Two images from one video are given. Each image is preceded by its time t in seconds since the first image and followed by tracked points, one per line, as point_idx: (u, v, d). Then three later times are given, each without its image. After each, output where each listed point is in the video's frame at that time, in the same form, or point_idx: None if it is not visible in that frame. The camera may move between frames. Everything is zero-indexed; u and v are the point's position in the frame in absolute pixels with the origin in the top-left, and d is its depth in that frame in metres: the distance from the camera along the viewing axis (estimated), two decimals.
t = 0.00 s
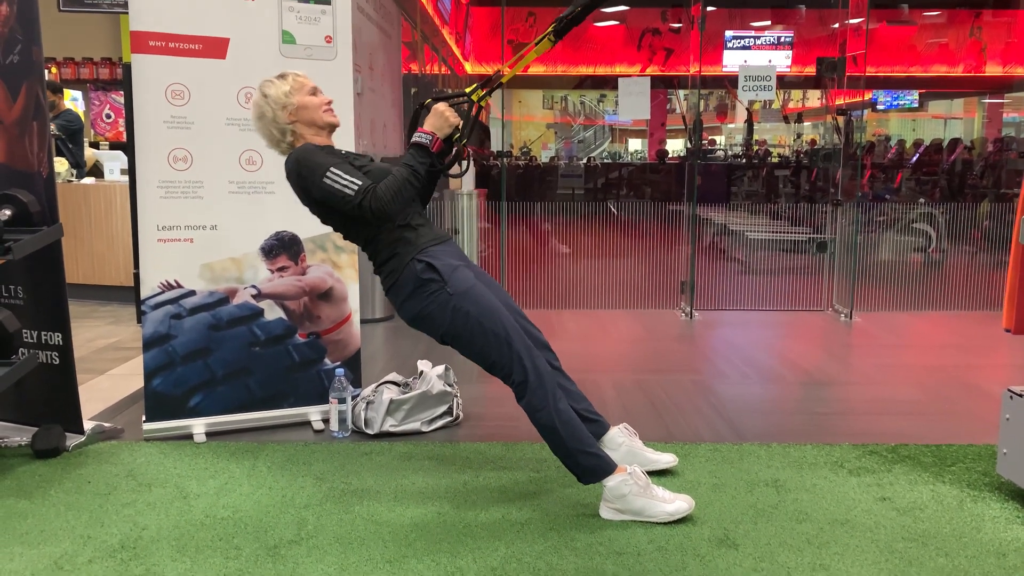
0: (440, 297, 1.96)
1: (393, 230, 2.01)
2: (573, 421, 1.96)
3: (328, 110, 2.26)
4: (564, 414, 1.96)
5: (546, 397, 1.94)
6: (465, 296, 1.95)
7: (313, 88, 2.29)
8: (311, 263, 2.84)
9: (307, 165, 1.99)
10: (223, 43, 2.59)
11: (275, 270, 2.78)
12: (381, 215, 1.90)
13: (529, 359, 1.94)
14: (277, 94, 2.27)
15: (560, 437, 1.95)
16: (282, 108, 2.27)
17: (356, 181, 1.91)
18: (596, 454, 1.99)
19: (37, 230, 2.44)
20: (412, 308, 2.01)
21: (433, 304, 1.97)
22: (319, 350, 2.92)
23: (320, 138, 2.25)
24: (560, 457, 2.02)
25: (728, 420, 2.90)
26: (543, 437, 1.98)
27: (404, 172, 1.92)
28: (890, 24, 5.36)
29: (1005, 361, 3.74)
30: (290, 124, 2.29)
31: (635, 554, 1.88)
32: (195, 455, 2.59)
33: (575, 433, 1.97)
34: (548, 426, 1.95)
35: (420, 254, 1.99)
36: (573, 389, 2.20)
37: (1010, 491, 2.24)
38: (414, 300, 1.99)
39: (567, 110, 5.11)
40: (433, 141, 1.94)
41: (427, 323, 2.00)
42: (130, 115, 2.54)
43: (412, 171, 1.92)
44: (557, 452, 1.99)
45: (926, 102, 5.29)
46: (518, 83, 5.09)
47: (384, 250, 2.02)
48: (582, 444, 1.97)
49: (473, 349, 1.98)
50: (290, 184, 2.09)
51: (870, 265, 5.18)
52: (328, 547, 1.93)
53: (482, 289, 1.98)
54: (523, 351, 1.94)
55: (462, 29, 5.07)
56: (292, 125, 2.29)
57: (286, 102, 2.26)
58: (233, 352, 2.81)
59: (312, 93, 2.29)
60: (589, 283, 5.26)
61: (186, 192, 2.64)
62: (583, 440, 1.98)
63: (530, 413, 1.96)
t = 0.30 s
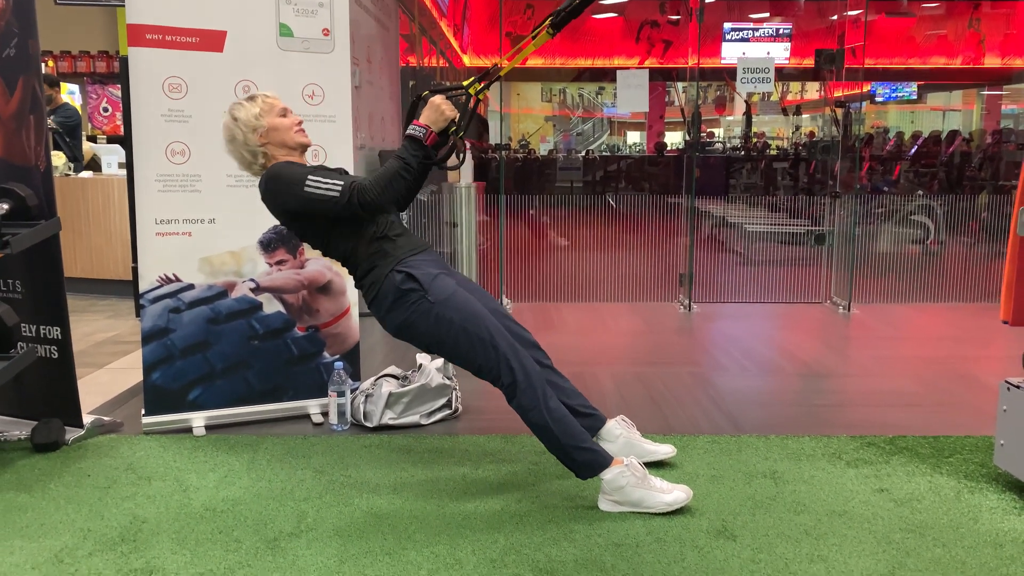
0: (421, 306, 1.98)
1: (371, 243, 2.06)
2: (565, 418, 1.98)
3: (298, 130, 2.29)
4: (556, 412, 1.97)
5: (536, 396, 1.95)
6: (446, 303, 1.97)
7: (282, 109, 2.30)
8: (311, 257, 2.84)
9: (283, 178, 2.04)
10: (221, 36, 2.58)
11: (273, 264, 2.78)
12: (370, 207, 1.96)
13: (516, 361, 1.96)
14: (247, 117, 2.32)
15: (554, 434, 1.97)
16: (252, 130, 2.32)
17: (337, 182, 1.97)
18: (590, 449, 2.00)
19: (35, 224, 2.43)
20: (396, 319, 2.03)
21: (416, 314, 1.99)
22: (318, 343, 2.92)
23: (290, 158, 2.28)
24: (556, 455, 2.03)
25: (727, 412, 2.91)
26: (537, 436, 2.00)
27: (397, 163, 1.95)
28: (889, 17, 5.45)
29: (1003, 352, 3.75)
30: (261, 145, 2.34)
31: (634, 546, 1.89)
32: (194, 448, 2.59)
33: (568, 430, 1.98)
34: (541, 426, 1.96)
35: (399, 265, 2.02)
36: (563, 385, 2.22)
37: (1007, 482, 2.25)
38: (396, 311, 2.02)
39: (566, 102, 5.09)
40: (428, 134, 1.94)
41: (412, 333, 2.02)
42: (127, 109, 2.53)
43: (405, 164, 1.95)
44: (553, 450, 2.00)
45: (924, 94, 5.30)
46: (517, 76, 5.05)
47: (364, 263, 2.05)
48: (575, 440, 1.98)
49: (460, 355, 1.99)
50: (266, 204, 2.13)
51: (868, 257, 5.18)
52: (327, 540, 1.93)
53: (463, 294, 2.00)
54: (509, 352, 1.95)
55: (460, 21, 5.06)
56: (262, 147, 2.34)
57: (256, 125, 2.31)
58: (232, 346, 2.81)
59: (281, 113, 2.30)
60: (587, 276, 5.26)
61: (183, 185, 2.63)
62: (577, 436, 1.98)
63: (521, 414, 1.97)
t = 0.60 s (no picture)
0: (407, 315, 1.98)
1: (353, 252, 2.08)
2: (559, 416, 1.98)
3: (277, 146, 2.29)
4: (549, 410, 1.97)
5: (528, 397, 1.95)
6: (432, 310, 1.97)
7: (260, 125, 2.29)
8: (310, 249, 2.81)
9: (260, 191, 2.02)
10: (219, 28, 2.57)
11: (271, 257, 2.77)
12: (356, 195, 1.97)
13: (506, 362, 1.96)
14: (224, 136, 2.29)
15: (550, 433, 1.97)
16: (230, 149, 2.29)
17: (318, 179, 1.96)
18: (586, 445, 2.00)
19: (33, 217, 2.43)
20: (383, 329, 2.03)
21: (402, 323, 1.99)
22: (317, 336, 2.92)
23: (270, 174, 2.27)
24: (553, 452, 2.03)
25: (726, 405, 2.92)
26: (533, 436, 2.00)
27: (385, 151, 1.94)
28: (888, 9, 5.29)
29: (1002, 346, 3.76)
30: (240, 164, 2.32)
31: (633, 538, 1.90)
32: (193, 441, 2.59)
33: (564, 427, 1.98)
34: (536, 425, 1.96)
35: (382, 275, 2.03)
36: (558, 382, 2.22)
37: (1006, 474, 2.26)
38: (383, 321, 2.02)
39: (565, 95, 5.09)
40: (422, 127, 1.93)
41: (400, 342, 2.03)
42: (125, 101, 2.53)
43: (394, 153, 1.93)
44: (550, 448, 2.01)
45: (924, 87, 5.29)
46: (516, 69, 5.04)
47: (349, 274, 2.07)
48: (570, 437, 1.98)
49: (449, 361, 1.99)
50: (248, 221, 2.12)
51: (867, 251, 5.20)
52: (327, 532, 1.94)
53: (448, 300, 2.00)
54: (498, 355, 1.95)
55: (459, 14, 5.13)
56: (241, 165, 2.32)
57: (233, 144, 2.28)
58: (231, 339, 2.81)
59: (258, 130, 2.29)
60: (586, 269, 5.26)
61: (182, 178, 2.62)
62: (572, 433, 1.99)
63: (514, 415, 1.98)
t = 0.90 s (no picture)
0: (402, 317, 1.98)
1: (347, 256, 2.09)
2: (557, 413, 1.98)
3: (268, 153, 2.32)
4: (547, 407, 1.97)
5: (525, 395, 1.96)
6: (426, 311, 1.97)
7: (250, 133, 2.32)
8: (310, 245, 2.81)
9: (252, 195, 2.02)
10: (218, 23, 2.57)
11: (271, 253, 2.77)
12: (347, 179, 1.98)
13: (502, 360, 1.96)
14: (214, 145, 2.31)
15: (549, 430, 1.97)
16: (221, 158, 2.32)
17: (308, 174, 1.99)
18: (585, 441, 2.00)
19: (33, 212, 2.43)
20: (379, 332, 2.03)
21: (397, 325, 1.99)
22: (318, 332, 2.92)
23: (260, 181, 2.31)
24: (552, 450, 2.04)
25: (726, 400, 2.92)
26: (532, 434, 2.00)
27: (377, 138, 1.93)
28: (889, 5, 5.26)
29: (1002, 341, 3.76)
30: (231, 172, 2.35)
31: (633, 533, 1.90)
32: (193, 436, 2.59)
33: (562, 424, 1.98)
34: (534, 423, 1.96)
35: (375, 277, 2.03)
36: (555, 379, 2.22)
37: (1005, 469, 2.26)
38: (378, 324, 2.02)
39: (565, 91, 5.08)
40: (417, 116, 1.92)
41: (396, 344, 2.03)
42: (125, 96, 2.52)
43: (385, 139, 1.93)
44: (549, 446, 2.00)
45: (924, 83, 5.28)
46: (516, 64, 5.03)
47: (342, 278, 2.06)
48: (569, 434, 1.98)
49: (446, 362, 2.00)
50: (241, 228, 2.12)
51: (867, 246, 5.19)
52: (327, 527, 1.94)
53: (442, 301, 2.01)
54: (494, 353, 1.96)
55: (459, 9, 5.10)
56: (232, 173, 2.35)
57: (224, 152, 2.30)
58: (231, 334, 2.81)
59: (249, 138, 2.32)
60: (585, 265, 5.26)
61: (181, 173, 2.62)
62: (571, 429, 1.99)
63: (513, 413, 1.98)
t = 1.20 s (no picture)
0: (400, 318, 1.99)
1: (346, 256, 2.09)
2: (556, 413, 1.98)
3: (266, 153, 2.34)
4: (546, 407, 1.97)
5: (524, 394, 1.96)
6: (424, 312, 1.97)
7: (248, 133, 2.35)
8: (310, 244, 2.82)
9: (252, 195, 2.02)
10: (219, 20, 2.56)
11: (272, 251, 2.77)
12: (345, 176, 1.97)
13: (500, 361, 1.96)
14: (213, 145, 2.35)
15: (548, 430, 1.97)
16: (220, 157, 2.36)
17: (307, 171, 1.99)
18: (585, 440, 2.00)
19: (34, 210, 2.43)
20: (377, 333, 2.03)
21: (395, 326, 2.00)
22: (318, 330, 2.92)
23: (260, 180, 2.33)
24: (552, 449, 2.04)
25: (726, 399, 2.92)
26: (531, 433, 2.00)
27: (375, 134, 1.93)
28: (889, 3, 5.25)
29: (1003, 340, 3.76)
30: (230, 172, 2.39)
31: (633, 531, 1.90)
32: (194, 434, 2.59)
33: (561, 424, 1.98)
34: (533, 422, 1.97)
35: (373, 278, 2.03)
36: (554, 378, 2.23)
37: (1006, 468, 2.26)
38: (376, 325, 2.02)
39: (566, 89, 5.07)
40: (417, 112, 1.91)
41: (394, 345, 2.03)
42: (126, 94, 2.52)
43: (383, 136, 1.92)
44: (548, 445, 2.01)
45: (924, 82, 5.28)
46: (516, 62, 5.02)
47: (341, 279, 2.07)
48: (569, 433, 1.98)
49: (444, 363, 2.00)
50: (240, 228, 2.12)
51: (867, 245, 5.19)
52: (328, 525, 1.94)
53: (440, 301, 2.01)
54: (491, 354, 1.96)
55: (460, 8, 5.03)
56: (232, 173, 2.39)
57: (223, 152, 2.34)
58: (232, 332, 2.81)
59: (248, 138, 2.35)
60: (586, 263, 5.26)
61: (182, 171, 2.62)
62: (570, 428, 1.99)
63: (511, 414, 1.98)
